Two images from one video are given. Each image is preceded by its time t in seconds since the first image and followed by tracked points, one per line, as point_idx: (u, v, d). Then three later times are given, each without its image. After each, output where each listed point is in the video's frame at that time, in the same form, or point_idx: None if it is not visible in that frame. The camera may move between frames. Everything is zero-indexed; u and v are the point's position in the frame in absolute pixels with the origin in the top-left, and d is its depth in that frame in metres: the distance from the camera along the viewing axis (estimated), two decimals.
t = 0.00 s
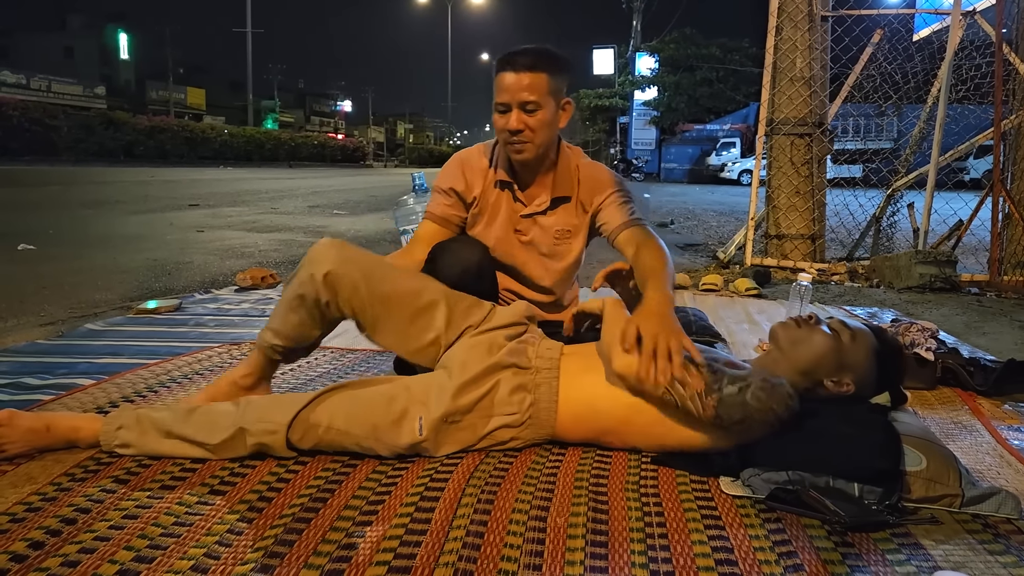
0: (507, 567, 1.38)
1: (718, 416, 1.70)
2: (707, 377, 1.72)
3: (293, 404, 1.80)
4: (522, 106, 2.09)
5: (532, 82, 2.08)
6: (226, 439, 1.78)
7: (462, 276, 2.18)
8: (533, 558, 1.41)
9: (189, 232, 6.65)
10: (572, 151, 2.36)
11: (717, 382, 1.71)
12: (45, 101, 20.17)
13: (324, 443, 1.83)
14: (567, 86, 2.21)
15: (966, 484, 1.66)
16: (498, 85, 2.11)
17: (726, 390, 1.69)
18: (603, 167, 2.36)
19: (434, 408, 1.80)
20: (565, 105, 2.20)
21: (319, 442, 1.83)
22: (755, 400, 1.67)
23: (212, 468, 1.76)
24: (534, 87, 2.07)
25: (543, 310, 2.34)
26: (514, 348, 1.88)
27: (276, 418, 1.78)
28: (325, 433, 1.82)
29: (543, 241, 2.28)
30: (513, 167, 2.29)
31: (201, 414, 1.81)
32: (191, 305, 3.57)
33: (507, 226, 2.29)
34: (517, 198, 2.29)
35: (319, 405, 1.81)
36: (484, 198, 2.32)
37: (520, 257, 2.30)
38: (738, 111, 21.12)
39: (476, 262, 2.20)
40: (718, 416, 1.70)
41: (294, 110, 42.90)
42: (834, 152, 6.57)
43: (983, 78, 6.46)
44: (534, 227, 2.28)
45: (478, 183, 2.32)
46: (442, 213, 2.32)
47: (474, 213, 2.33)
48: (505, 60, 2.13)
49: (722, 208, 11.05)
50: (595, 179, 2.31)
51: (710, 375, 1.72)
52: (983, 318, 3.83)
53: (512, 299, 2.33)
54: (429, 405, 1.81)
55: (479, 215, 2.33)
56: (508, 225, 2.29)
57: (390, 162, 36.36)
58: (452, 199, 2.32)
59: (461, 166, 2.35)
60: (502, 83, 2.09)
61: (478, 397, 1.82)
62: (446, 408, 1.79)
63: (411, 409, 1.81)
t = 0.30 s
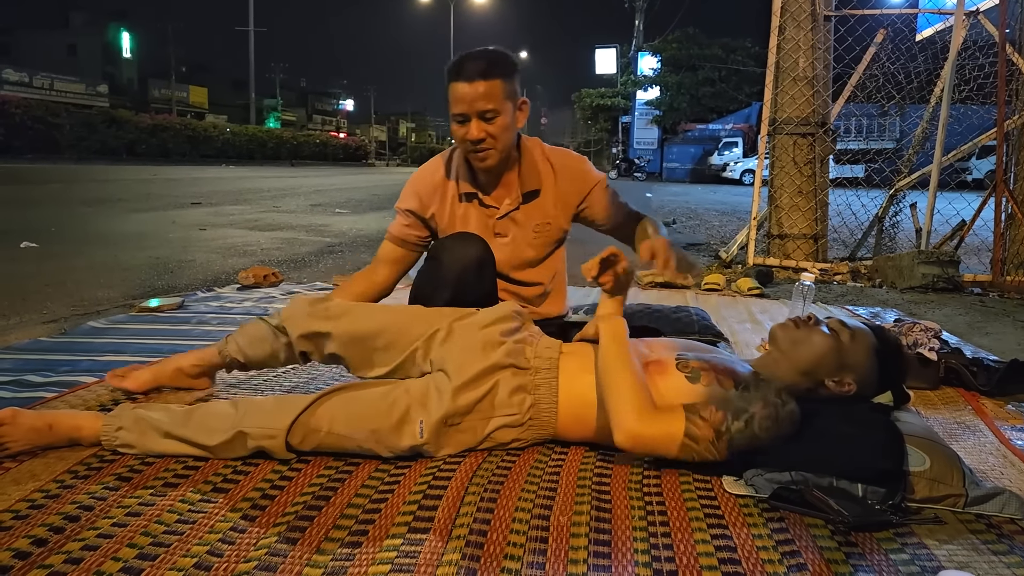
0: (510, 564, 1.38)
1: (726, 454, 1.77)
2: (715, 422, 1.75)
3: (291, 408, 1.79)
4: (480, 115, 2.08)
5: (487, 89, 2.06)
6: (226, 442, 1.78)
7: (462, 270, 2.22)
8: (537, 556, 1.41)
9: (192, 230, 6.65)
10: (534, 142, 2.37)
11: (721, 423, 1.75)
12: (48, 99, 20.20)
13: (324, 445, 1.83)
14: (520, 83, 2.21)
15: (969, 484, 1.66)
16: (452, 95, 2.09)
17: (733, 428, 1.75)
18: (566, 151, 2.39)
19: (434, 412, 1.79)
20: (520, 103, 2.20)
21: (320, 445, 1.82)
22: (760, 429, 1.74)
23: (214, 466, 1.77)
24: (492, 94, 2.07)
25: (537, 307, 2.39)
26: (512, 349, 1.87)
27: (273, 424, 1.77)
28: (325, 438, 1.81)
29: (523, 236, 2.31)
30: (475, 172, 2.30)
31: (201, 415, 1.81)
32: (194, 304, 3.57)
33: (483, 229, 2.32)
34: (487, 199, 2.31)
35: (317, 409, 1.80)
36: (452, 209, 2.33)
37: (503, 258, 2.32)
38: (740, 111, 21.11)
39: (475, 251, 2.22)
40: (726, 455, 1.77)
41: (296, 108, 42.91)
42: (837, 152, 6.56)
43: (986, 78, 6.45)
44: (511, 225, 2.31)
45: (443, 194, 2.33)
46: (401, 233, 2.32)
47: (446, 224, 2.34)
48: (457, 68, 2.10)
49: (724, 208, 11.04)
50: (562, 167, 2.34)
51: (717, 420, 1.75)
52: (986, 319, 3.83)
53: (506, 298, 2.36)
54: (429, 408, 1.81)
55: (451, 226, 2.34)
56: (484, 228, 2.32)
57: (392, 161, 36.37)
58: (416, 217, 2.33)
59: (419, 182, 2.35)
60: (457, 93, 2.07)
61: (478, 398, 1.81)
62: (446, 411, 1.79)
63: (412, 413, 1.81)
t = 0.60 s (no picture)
0: (511, 564, 1.38)
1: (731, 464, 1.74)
2: (720, 436, 1.71)
3: (292, 400, 1.79)
4: (471, 125, 2.05)
5: (476, 99, 2.02)
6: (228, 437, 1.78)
7: (463, 267, 2.25)
8: (537, 556, 1.41)
9: (194, 229, 6.66)
10: (522, 140, 2.36)
11: (726, 436, 1.71)
12: (51, 97, 20.24)
13: (322, 440, 1.82)
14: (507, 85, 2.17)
15: (971, 485, 1.66)
16: (440, 105, 2.04)
17: (738, 440, 1.71)
18: (552, 148, 2.40)
19: (435, 403, 1.80)
20: (508, 106, 2.17)
21: (319, 439, 1.82)
22: (763, 436, 1.71)
23: (215, 464, 1.77)
24: (481, 103, 2.03)
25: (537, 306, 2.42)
26: (512, 345, 1.90)
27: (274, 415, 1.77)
28: (325, 431, 1.80)
29: (516, 234, 2.36)
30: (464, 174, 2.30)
31: (202, 413, 1.81)
32: (195, 302, 3.58)
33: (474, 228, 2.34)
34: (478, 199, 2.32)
35: (318, 401, 1.80)
36: (446, 213, 2.33)
37: (497, 257, 2.36)
38: (743, 111, 21.08)
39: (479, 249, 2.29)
40: (732, 466, 1.74)
41: (298, 108, 42.92)
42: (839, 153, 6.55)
43: (989, 78, 6.44)
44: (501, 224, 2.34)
45: (434, 197, 2.33)
46: (390, 236, 2.28)
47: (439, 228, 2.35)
48: (444, 75, 2.05)
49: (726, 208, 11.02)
50: (552, 165, 2.36)
51: (721, 436, 1.71)
52: (988, 320, 3.82)
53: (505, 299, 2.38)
54: (429, 401, 1.82)
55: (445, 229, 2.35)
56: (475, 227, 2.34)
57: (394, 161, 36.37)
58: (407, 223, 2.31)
59: (407, 186, 2.32)
60: (445, 104, 2.03)
61: (478, 390, 1.83)
62: (447, 403, 1.80)
63: (412, 404, 1.81)
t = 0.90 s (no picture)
0: (513, 564, 1.38)
1: (732, 464, 1.73)
2: (721, 436, 1.71)
3: (294, 398, 1.80)
4: (528, 135, 1.96)
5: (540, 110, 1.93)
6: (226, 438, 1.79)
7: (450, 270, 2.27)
8: (540, 556, 1.41)
9: (197, 228, 6.66)
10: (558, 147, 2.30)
11: (727, 436, 1.71)
12: (53, 95, 20.26)
13: (323, 438, 1.82)
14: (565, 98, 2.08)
15: (974, 487, 1.66)
16: (500, 109, 1.94)
17: (738, 440, 1.70)
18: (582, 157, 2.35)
19: (436, 403, 1.81)
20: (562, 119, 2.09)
21: (320, 436, 1.82)
22: (764, 437, 1.71)
23: (219, 462, 1.77)
24: (542, 115, 1.94)
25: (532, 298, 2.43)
26: (512, 345, 1.92)
27: (276, 413, 1.78)
28: (326, 427, 1.81)
29: (536, 238, 2.33)
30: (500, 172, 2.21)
31: (204, 411, 1.82)
32: (198, 301, 3.58)
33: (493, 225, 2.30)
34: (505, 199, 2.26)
35: (319, 399, 1.81)
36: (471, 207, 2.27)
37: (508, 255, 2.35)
38: (745, 111, 21.06)
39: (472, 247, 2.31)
40: (734, 466, 1.73)
41: (301, 107, 42.93)
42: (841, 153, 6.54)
43: (993, 79, 6.42)
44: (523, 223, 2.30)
45: (462, 190, 2.25)
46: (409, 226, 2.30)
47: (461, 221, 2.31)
48: (509, 79, 1.94)
49: (729, 208, 11.01)
50: (579, 174, 2.32)
51: (722, 436, 1.70)
52: (991, 321, 3.81)
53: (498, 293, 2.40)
54: (431, 400, 1.82)
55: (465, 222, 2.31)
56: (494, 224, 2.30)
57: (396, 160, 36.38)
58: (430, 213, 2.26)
59: (437, 173, 2.23)
60: (507, 109, 1.92)
61: (480, 390, 1.84)
62: (448, 401, 1.81)
63: (414, 403, 1.82)
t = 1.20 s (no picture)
0: (515, 564, 1.38)
1: (735, 465, 1.73)
2: (723, 436, 1.70)
3: (298, 387, 1.83)
4: (601, 111, 1.76)
5: (623, 92, 1.72)
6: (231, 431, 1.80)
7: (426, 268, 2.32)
8: (542, 556, 1.41)
9: (199, 226, 6.66)
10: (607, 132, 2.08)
11: (729, 436, 1.70)
12: (56, 93, 20.27)
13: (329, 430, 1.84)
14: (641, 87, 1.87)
15: (977, 489, 1.65)
16: (580, 74, 1.72)
17: (740, 440, 1.70)
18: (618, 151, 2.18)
19: (440, 392, 1.83)
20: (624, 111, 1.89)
21: (325, 424, 1.83)
22: (767, 437, 1.71)
23: (222, 461, 1.78)
24: (621, 94, 1.73)
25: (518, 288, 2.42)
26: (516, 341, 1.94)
27: (283, 399, 1.80)
28: (332, 415, 1.82)
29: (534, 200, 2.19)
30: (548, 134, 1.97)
31: (211, 404, 1.84)
32: (200, 300, 3.58)
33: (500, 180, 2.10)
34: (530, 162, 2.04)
35: (323, 387, 1.83)
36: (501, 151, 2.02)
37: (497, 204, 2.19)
38: (748, 111, 21.05)
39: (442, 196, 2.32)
40: (736, 467, 1.72)
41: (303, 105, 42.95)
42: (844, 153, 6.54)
43: (995, 79, 6.41)
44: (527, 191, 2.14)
45: (503, 132, 1.98)
46: (435, 141, 1.95)
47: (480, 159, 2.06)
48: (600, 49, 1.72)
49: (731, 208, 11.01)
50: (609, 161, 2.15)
51: (724, 436, 1.70)
52: (994, 322, 3.80)
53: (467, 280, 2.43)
54: (434, 391, 1.84)
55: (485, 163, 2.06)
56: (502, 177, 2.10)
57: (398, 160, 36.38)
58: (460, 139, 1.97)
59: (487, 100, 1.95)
60: (590, 77, 1.70)
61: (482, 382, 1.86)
62: (450, 392, 1.82)
63: (416, 393, 1.83)
